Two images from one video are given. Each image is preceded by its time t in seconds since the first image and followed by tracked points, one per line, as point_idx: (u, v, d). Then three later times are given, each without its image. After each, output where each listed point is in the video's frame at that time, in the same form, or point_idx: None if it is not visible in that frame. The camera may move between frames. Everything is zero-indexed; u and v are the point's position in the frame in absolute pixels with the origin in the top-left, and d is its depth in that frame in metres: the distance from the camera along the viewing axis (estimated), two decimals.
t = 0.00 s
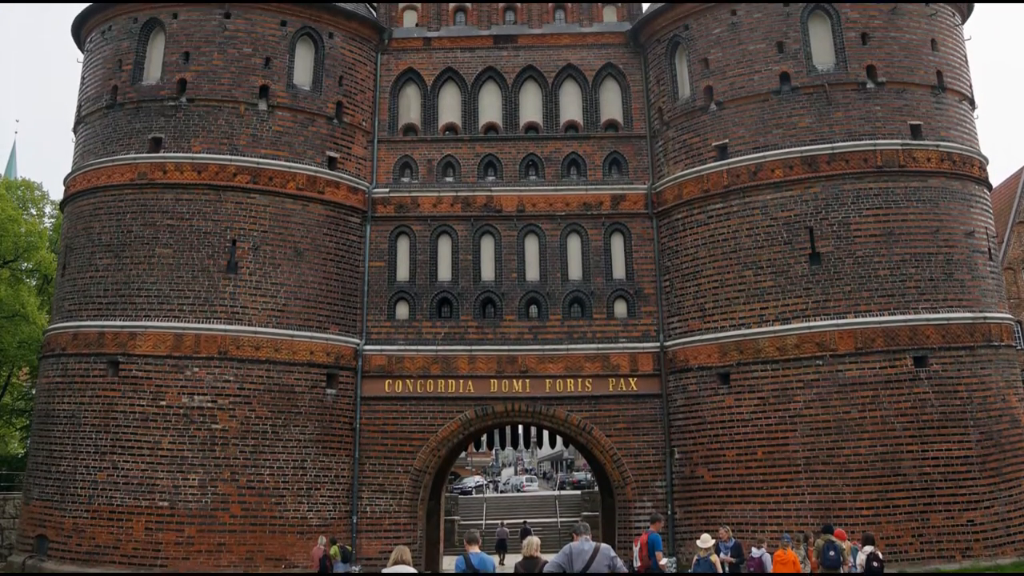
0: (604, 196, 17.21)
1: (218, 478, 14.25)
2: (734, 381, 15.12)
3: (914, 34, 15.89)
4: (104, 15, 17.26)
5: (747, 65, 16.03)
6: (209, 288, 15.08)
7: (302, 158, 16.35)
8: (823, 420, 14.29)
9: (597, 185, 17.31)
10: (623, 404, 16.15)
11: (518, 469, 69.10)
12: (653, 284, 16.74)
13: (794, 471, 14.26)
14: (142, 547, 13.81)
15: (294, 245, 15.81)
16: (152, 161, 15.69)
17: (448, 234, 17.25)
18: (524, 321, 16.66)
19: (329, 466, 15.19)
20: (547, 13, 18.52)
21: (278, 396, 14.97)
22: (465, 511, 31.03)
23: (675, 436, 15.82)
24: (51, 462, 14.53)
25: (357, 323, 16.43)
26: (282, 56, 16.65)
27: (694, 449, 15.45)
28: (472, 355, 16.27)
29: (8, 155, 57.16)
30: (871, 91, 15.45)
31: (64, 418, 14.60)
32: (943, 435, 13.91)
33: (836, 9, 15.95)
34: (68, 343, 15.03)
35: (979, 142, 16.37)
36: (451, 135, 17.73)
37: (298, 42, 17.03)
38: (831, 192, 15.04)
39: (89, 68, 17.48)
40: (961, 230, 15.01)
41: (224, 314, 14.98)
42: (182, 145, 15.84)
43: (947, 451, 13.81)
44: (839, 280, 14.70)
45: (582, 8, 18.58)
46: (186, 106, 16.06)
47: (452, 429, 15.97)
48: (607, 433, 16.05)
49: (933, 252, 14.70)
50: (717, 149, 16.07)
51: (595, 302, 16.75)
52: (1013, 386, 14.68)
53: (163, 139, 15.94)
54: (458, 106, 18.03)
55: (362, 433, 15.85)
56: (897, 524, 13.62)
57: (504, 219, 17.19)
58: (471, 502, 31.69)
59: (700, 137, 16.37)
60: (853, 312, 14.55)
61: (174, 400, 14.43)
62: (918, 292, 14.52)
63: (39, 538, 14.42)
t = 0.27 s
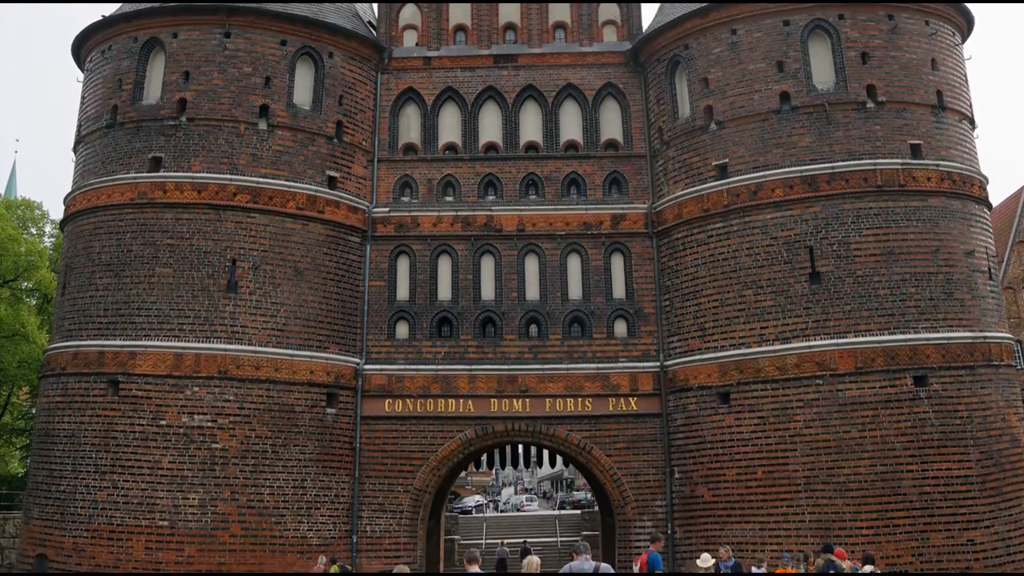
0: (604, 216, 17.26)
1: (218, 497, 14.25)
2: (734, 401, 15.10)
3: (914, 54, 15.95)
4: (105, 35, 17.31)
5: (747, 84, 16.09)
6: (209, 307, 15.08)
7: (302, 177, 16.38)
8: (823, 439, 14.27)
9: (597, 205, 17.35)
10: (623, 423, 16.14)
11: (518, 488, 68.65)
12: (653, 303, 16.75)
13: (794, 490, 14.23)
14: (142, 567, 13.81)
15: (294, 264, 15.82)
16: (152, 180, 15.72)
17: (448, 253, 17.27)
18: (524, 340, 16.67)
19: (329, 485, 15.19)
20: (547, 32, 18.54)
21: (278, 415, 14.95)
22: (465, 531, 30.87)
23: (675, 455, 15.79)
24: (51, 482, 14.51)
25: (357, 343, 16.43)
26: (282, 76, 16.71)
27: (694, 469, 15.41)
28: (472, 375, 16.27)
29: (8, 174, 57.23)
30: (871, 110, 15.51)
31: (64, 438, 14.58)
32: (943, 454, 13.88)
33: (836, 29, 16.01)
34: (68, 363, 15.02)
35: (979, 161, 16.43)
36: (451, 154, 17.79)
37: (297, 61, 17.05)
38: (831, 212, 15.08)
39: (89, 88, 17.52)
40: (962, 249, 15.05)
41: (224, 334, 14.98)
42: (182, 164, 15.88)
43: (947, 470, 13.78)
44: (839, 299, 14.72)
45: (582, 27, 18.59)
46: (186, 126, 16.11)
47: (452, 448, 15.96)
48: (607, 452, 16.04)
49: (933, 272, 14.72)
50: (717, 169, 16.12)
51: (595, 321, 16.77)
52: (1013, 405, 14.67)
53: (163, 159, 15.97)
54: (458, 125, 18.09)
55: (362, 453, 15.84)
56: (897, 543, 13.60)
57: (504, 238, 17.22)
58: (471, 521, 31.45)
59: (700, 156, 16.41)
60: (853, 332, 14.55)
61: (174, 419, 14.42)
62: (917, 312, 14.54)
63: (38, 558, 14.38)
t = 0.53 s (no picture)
0: (604, 236, 17.30)
1: (218, 517, 14.27)
2: (734, 421, 15.07)
3: (914, 74, 16.02)
4: (105, 55, 17.38)
5: (747, 104, 16.14)
6: (209, 327, 15.09)
7: (302, 197, 16.41)
8: (823, 459, 14.25)
9: (597, 225, 17.40)
10: (623, 443, 16.14)
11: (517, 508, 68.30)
12: (653, 323, 16.78)
13: (794, 510, 14.21)
14: None
15: (295, 284, 15.84)
16: (152, 200, 15.75)
17: (448, 273, 17.30)
18: (524, 360, 16.68)
19: (329, 505, 15.20)
20: (547, 52, 18.58)
21: (278, 435, 14.96)
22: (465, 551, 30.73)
23: (675, 475, 15.76)
24: (51, 502, 14.50)
25: (357, 363, 16.45)
26: (282, 96, 16.76)
27: (694, 489, 15.38)
28: (472, 395, 16.29)
29: (9, 193, 57.32)
30: (871, 130, 15.57)
31: (64, 458, 14.58)
32: (943, 474, 13.86)
33: (836, 49, 16.08)
34: (68, 383, 15.02)
35: (978, 181, 16.49)
36: (451, 174, 17.85)
37: (297, 81, 17.11)
38: (831, 232, 15.12)
39: (89, 107, 17.58)
40: (962, 269, 15.09)
41: (224, 354, 14.99)
42: (182, 185, 15.92)
43: (947, 490, 13.76)
44: (839, 319, 14.73)
45: (582, 47, 18.60)
46: (186, 146, 16.16)
47: (452, 468, 15.97)
48: (607, 472, 16.03)
49: (933, 292, 14.75)
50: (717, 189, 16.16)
51: (595, 341, 16.78)
52: (1013, 425, 14.65)
53: (163, 179, 16.01)
54: (458, 145, 18.16)
55: (362, 473, 15.86)
56: (897, 563, 13.58)
57: (504, 258, 17.25)
58: (471, 541, 31.27)
59: (700, 177, 16.45)
60: (853, 351, 14.56)
61: (174, 439, 14.43)
62: (917, 331, 14.56)
63: None
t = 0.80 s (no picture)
0: (604, 256, 17.35)
1: (218, 538, 14.26)
2: (734, 441, 15.05)
3: (914, 94, 16.09)
4: (105, 75, 17.42)
5: (747, 125, 16.21)
6: (209, 348, 15.10)
7: (302, 217, 16.45)
8: (823, 479, 14.24)
9: (597, 245, 17.45)
10: (623, 463, 16.14)
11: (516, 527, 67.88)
12: (653, 344, 16.81)
13: (794, 530, 14.19)
14: None
15: (295, 304, 15.86)
16: (152, 221, 15.78)
17: (448, 293, 17.33)
18: (524, 381, 16.70)
19: (329, 525, 15.22)
20: (547, 73, 18.59)
21: (278, 456, 14.96)
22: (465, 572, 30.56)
23: (675, 496, 15.74)
24: (51, 522, 14.49)
25: (357, 383, 16.46)
26: (282, 116, 16.82)
27: (694, 509, 15.35)
28: (472, 415, 16.31)
29: (8, 214, 57.35)
30: (871, 151, 15.63)
31: (64, 478, 14.58)
32: (943, 494, 13.84)
33: (836, 70, 16.15)
34: (68, 403, 15.02)
35: (978, 201, 16.55)
36: (451, 195, 17.92)
37: (297, 101, 17.17)
38: (831, 252, 15.16)
39: (89, 128, 17.62)
40: (962, 289, 15.13)
41: (224, 374, 14.99)
42: (182, 205, 15.95)
43: (947, 511, 13.75)
44: (839, 340, 14.75)
45: (582, 67, 18.54)
46: (186, 166, 16.20)
47: (452, 488, 16.00)
48: (607, 492, 16.03)
49: (933, 312, 14.78)
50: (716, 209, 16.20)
51: (595, 361, 16.81)
52: (1013, 446, 14.64)
53: (163, 199, 16.04)
54: (458, 165, 18.24)
55: (362, 493, 15.88)
56: None
57: (504, 278, 17.30)
58: (471, 562, 31.11)
59: (700, 197, 16.50)
60: (853, 372, 14.57)
61: (174, 459, 14.42)
62: (918, 352, 14.57)
63: None
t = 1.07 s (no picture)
0: (604, 276, 17.40)
1: (217, 558, 14.25)
2: (734, 462, 15.04)
3: (914, 114, 16.13)
4: (105, 96, 17.47)
5: (747, 145, 16.24)
6: (209, 368, 15.11)
7: (302, 238, 16.48)
8: (823, 500, 14.23)
9: (597, 266, 17.51)
10: (622, 484, 16.14)
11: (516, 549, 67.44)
12: (653, 364, 16.84)
13: (794, 551, 14.17)
14: None
15: (294, 325, 15.87)
16: (152, 241, 15.81)
17: (448, 313, 17.37)
18: (524, 401, 16.72)
19: (329, 546, 15.22)
20: (547, 93, 18.68)
21: (278, 476, 14.97)
22: None
23: (675, 516, 15.73)
24: (50, 543, 14.48)
25: (357, 404, 16.48)
26: (282, 137, 16.85)
27: (694, 530, 15.34)
28: (472, 435, 16.33)
29: (9, 233, 57.46)
30: (871, 171, 15.66)
31: (64, 499, 14.58)
32: (943, 515, 13.84)
33: (836, 90, 16.17)
34: (68, 423, 15.03)
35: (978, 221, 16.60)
36: (451, 215, 17.98)
37: (297, 122, 17.22)
38: (831, 272, 15.20)
39: (89, 148, 17.67)
40: (962, 310, 15.16)
41: (224, 395, 15.00)
42: (182, 225, 15.98)
43: (947, 531, 13.74)
44: (839, 360, 14.76)
45: (582, 87, 18.66)
46: (186, 186, 16.24)
47: (452, 509, 15.99)
48: (607, 512, 16.03)
49: (933, 332, 14.81)
50: (716, 229, 16.24)
51: (595, 382, 16.82)
52: (1013, 466, 14.61)
53: (163, 220, 16.07)
54: (458, 186, 18.31)
55: (362, 514, 15.90)
56: None
57: (504, 299, 17.34)
58: None
59: (700, 218, 16.54)
60: (853, 392, 14.57)
61: (174, 480, 14.43)
62: (918, 372, 14.58)
63: None
